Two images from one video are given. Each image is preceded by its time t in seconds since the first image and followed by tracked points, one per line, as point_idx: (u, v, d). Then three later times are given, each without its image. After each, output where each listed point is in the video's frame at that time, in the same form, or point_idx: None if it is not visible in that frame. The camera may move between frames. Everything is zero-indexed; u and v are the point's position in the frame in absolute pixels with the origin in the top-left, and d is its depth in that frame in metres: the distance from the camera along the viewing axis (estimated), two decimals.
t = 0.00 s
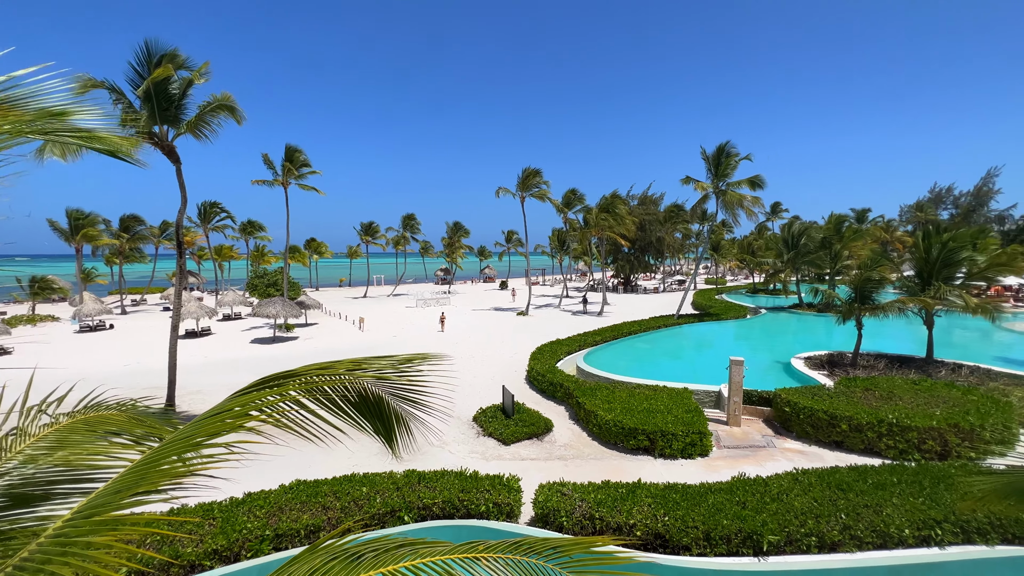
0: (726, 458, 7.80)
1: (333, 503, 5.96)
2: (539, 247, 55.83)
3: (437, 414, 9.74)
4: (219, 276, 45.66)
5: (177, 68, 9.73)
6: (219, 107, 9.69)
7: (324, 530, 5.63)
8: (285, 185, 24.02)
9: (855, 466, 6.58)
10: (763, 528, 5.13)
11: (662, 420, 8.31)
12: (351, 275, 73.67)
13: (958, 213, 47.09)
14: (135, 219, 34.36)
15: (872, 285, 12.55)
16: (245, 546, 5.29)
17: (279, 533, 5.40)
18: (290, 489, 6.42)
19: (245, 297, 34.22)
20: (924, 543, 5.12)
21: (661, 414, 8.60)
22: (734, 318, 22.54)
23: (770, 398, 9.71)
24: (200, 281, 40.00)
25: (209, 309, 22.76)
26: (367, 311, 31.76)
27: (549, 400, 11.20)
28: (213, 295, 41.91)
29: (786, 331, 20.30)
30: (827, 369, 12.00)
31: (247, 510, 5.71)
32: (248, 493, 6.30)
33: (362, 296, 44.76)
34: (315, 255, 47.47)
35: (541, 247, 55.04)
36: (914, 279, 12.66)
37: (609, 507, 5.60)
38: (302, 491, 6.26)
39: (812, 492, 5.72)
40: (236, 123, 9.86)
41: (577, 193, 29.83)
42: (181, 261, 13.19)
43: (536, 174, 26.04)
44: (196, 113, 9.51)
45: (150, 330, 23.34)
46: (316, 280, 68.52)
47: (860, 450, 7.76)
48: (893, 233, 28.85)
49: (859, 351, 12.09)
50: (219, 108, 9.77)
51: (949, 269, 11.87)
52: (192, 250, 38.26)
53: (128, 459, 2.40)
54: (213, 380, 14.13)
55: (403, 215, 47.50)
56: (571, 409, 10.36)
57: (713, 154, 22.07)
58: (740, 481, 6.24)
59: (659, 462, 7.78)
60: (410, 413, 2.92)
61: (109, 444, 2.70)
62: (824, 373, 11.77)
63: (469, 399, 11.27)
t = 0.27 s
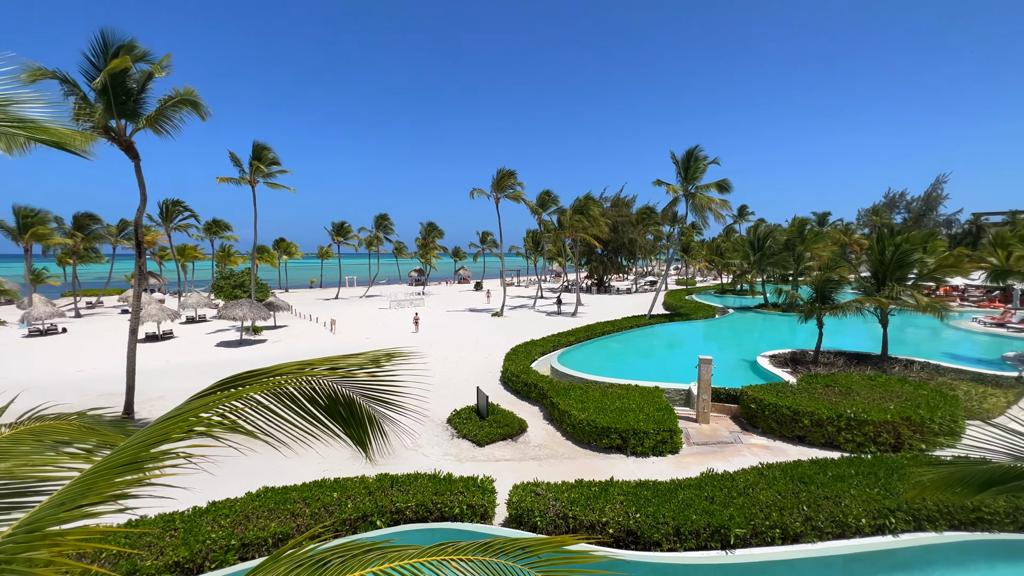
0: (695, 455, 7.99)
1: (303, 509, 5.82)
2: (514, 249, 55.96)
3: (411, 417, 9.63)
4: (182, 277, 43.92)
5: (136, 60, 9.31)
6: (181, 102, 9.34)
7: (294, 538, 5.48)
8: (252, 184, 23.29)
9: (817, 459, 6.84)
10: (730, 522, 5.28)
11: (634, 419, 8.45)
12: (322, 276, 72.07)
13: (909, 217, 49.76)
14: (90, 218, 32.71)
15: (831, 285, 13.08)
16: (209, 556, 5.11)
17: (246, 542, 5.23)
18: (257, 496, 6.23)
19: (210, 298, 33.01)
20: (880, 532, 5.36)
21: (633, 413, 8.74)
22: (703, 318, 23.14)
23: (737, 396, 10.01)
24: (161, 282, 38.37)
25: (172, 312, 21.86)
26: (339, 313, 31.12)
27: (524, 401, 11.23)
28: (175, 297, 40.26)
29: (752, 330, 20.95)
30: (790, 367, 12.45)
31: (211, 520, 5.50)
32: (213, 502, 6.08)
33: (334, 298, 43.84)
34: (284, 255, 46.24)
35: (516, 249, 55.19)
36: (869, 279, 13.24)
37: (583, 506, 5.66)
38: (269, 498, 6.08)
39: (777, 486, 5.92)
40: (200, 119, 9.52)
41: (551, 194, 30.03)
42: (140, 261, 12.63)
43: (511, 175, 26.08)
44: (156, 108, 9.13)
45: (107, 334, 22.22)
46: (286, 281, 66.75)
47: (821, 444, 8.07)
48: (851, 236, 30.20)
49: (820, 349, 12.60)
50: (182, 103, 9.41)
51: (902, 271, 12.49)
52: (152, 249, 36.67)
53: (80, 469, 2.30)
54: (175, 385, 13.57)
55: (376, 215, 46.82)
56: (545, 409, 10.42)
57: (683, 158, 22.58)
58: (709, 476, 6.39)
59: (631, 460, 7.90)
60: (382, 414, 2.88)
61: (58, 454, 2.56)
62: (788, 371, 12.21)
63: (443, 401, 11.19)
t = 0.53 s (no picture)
0: (671, 453, 8.12)
1: (276, 517, 5.67)
2: (493, 250, 55.93)
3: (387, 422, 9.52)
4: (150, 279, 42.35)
5: (100, 54, 8.96)
6: (148, 97, 9.02)
7: (266, 546, 5.34)
8: (224, 183, 22.64)
9: (787, 456, 7.03)
10: (705, 518, 5.38)
11: (611, 419, 8.54)
12: (297, 278, 70.55)
13: (874, 221, 51.76)
14: (49, 217, 31.25)
15: (800, 286, 13.47)
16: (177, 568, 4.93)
17: (216, 552, 5.07)
18: (228, 504, 6.05)
19: (180, 301, 31.94)
20: (847, 524, 5.55)
21: (610, 413, 8.82)
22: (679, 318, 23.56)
23: (711, 395, 10.21)
24: (126, 284, 36.91)
25: (138, 315, 21.08)
26: (315, 315, 30.53)
27: (503, 402, 11.22)
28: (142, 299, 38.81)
29: (726, 330, 21.43)
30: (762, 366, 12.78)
31: (179, 530, 5.32)
32: (181, 511, 5.88)
33: (309, 300, 42.98)
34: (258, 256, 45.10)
35: (495, 250, 55.20)
36: (836, 280, 13.62)
37: (561, 506, 5.68)
38: (241, 506, 5.91)
39: (749, 482, 6.06)
40: (168, 116, 9.21)
41: (530, 196, 30.12)
42: (104, 263, 12.13)
43: (490, 176, 26.06)
44: (121, 104, 8.81)
45: (67, 338, 21.24)
46: (259, 283, 65.09)
47: (791, 440, 8.30)
48: (819, 239, 31.21)
49: (790, 348, 12.97)
50: (149, 98, 9.10)
51: (866, 272, 12.95)
52: (117, 250, 35.26)
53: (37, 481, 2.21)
54: (141, 391, 13.07)
55: (352, 216, 46.13)
56: (524, 410, 10.43)
57: (660, 161, 22.95)
58: (684, 474, 6.50)
59: (609, 459, 7.98)
60: (357, 419, 2.84)
61: (11, 467, 2.44)
62: (760, 370, 12.53)
63: (422, 404, 11.07)
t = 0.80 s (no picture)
0: (650, 453, 8.22)
1: (250, 526, 5.52)
2: (473, 253, 55.81)
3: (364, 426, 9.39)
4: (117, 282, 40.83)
5: (64, 48, 8.63)
6: (115, 94, 8.73)
7: (240, 556, 5.19)
8: (196, 183, 22.03)
9: (762, 454, 7.19)
10: (683, 517, 5.46)
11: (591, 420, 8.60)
12: (273, 281, 69.00)
13: (843, 225, 53.52)
14: (9, 217, 29.86)
15: (774, 288, 13.84)
16: None
17: (187, 563, 4.91)
18: (199, 514, 5.87)
19: (149, 305, 30.85)
20: (818, 520, 5.70)
21: (590, 414, 8.89)
22: (658, 320, 23.90)
23: (689, 395, 10.38)
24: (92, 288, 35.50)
25: (105, 319, 20.31)
26: (292, 319, 29.91)
27: (483, 405, 11.19)
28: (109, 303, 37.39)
29: (703, 331, 21.83)
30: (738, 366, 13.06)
31: (148, 542, 5.13)
32: (150, 522, 5.68)
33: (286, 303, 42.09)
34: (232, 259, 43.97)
35: (476, 252, 55.07)
36: (808, 282, 13.98)
37: (541, 508, 5.68)
38: (214, 516, 5.74)
39: (725, 480, 6.18)
40: (136, 113, 8.92)
41: (510, 199, 30.17)
42: (67, 265, 11.65)
43: (471, 179, 26.02)
44: (86, 100, 8.50)
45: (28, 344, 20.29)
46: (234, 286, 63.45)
47: (765, 438, 8.49)
48: (792, 242, 32.11)
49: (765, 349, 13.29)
50: (116, 95, 8.81)
51: (836, 274, 13.38)
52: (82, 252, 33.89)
53: None
54: (108, 398, 12.57)
55: (331, 217, 45.42)
56: (505, 413, 10.42)
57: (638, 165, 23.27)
58: (662, 474, 6.58)
59: (589, 460, 8.03)
60: (334, 423, 2.81)
61: None
62: (736, 370, 12.81)
63: (401, 408, 10.96)
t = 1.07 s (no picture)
0: (632, 454, 8.29)
1: (226, 535, 5.38)
2: (456, 255, 55.59)
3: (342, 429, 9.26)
4: (86, 285, 39.34)
5: (30, 42, 8.33)
6: (83, 90, 8.46)
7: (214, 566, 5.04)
8: (171, 183, 21.44)
9: (740, 453, 7.33)
10: (663, 517, 5.52)
11: (573, 422, 8.63)
12: (251, 284, 67.62)
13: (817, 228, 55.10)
14: None
15: (751, 290, 14.14)
16: None
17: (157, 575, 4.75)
18: (172, 524, 5.70)
19: (120, 308, 29.83)
20: (794, 517, 5.84)
21: (572, 416, 8.93)
22: (639, 322, 24.18)
23: (669, 395, 10.52)
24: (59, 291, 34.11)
25: (73, 324, 19.58)
26: (270, 322, 29.30)
27: (466, 408, 11.15)
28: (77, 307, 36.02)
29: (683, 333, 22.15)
30: (717, 367, 13.30)
31: (117, 554, 4.94)
32: (120, 533, 5.48)
33: (264, 306, 41.22)
34: (208, 260, 42.92)
35: (459, 255, 54.93)
36: (784, 284, 14.31)
37: (523, 511, 5.69)
38: (187, 525, 5.57)
39: (704, 480, 6.27)
40: (106, 111, 8.64)
41: (493, 201, 30.18)
42: (32, 267, 11.19)
43: (453, 181, 25.93)
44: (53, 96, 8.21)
45: None
46: (210, 289, 61.90)
47: (743, 438, 8.65)
48: (768, 245, 32.90)
49: (742, 350, 13.55)
50: (84, 91, 8.53)
51: (810, 277, 13.74)
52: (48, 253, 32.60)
53: None
54: (76, 406, 12.11)
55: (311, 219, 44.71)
56: (488, 416, 10.40)
57: (620, 169, 23.52)
58: (643, 474, 6.65)
59: (571, 462, 8.06)
60: (312, 428, 2.78)
61: None
62: (715, 370, 13.04)
63: (382, 412, 10.82)
